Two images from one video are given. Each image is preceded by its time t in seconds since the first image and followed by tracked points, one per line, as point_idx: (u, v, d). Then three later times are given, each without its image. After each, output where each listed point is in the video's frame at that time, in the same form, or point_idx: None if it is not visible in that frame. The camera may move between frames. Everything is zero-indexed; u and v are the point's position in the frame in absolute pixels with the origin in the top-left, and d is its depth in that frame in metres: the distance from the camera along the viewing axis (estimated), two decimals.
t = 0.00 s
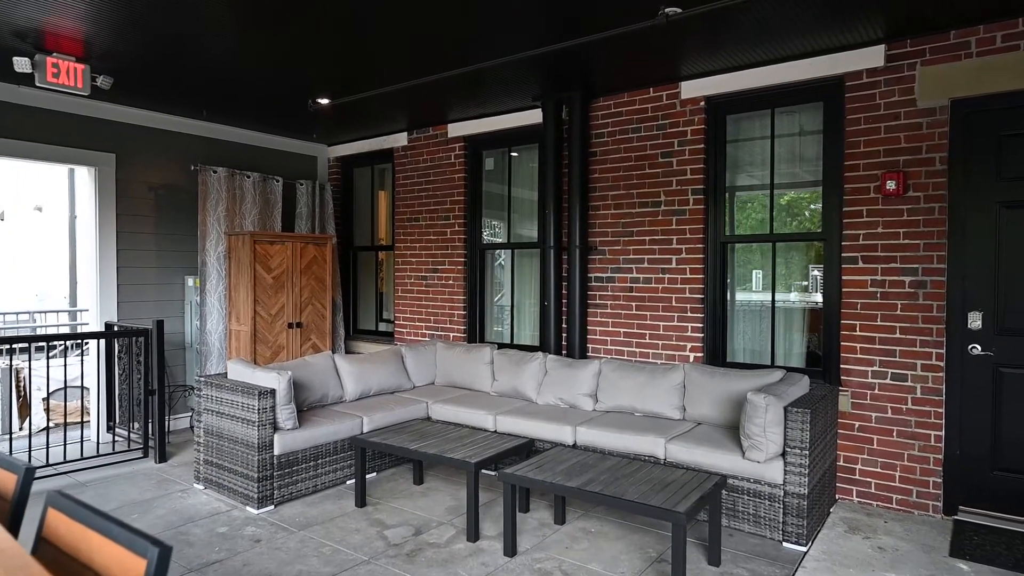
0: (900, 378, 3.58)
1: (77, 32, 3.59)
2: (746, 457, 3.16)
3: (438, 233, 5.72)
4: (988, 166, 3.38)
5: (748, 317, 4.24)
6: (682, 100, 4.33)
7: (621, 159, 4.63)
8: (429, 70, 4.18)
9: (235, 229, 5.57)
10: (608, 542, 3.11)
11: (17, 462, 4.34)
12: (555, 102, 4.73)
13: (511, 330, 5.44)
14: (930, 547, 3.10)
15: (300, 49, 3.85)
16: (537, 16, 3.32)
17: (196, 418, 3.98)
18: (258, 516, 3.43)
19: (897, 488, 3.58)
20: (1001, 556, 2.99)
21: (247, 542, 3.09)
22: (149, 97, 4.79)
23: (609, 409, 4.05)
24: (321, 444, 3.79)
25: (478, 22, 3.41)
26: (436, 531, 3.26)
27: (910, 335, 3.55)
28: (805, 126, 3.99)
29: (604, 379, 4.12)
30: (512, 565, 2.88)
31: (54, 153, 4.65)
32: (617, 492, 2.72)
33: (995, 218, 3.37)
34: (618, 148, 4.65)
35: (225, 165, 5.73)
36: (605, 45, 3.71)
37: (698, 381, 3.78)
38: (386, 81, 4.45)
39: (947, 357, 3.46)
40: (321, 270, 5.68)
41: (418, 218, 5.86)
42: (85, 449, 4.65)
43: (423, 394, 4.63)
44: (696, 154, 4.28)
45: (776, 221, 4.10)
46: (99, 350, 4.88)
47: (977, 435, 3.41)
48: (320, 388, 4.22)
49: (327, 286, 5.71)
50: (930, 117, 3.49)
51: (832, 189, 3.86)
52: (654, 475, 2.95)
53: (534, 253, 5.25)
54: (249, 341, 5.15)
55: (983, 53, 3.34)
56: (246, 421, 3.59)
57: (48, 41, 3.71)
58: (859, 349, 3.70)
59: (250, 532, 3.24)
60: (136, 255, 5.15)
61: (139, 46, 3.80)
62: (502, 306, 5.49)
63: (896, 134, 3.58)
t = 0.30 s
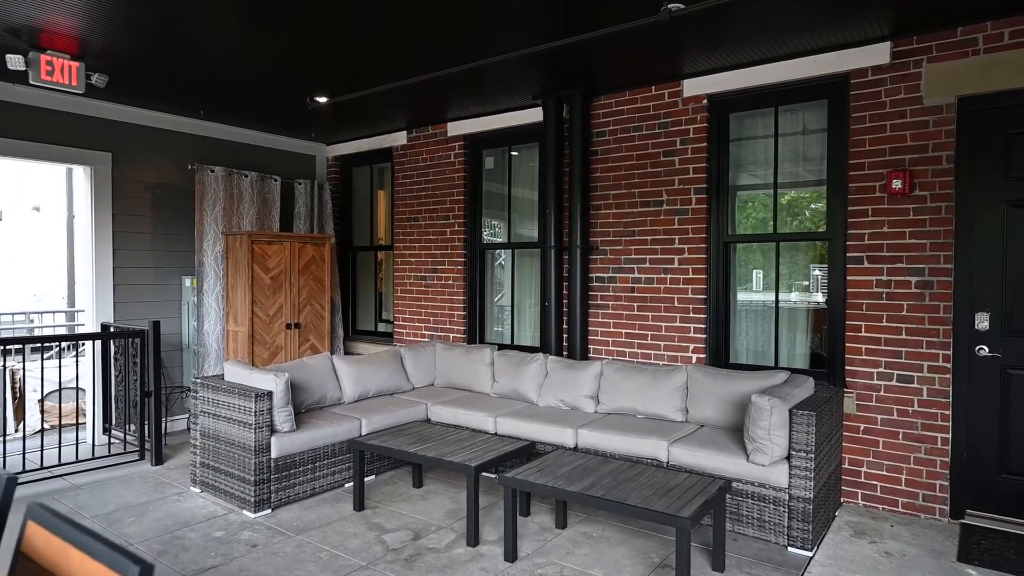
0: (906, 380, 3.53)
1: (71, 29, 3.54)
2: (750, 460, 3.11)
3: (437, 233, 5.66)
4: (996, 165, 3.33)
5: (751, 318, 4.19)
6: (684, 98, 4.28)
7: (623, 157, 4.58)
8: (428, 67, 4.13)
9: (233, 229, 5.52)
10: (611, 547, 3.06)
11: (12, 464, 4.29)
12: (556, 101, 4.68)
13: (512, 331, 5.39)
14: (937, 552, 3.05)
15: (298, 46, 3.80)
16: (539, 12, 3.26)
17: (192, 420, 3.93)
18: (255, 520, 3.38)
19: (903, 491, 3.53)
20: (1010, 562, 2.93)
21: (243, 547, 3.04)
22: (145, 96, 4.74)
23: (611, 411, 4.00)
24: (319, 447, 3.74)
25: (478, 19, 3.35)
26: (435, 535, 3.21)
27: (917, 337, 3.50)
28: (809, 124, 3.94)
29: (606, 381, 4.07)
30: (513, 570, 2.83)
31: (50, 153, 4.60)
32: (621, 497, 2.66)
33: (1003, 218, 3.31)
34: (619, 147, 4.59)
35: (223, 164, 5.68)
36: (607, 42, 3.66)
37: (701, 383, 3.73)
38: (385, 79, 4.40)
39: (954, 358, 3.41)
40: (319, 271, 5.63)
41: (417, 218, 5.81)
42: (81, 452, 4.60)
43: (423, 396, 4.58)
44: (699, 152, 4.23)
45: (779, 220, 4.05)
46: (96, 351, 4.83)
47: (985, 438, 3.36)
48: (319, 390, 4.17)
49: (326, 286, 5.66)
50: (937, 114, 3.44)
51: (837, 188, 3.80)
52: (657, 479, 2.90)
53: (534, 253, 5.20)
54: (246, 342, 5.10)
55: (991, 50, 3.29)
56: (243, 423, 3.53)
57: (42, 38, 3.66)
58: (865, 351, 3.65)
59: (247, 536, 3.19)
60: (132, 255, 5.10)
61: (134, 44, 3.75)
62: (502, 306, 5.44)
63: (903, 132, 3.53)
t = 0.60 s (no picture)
0: (912, 382, 3.48)
1: (65, 26, 3.49)
2: (755, 464, 3.06)
3: (437, 232, 5.61)
4: (1003, 164, 3.28)
5: (754, 318, 4.14)
6: (686, 96, 4.23)
7: (624, 156, 4.53)
8: (428, 65, 4.08)
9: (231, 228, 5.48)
10: (613, 551, 3.01)
11: (7, 467, 4.24)
12: (556, 99, 4.63)
13: (512, 332, 5.34)
14: (945, 557, 3.00)
15: (295, 43, 3.74)
16: (540, 8, 3.21)
17: (189, 422, 3.88)
18: (251, 524, 3.33)
19: (909, 494, 3.48)
20: (1020, 568, 2.88)
21: (240, 552, 2.99)
22: (142, 94, 4.69)
23: (613, 413, 3.95)
24: (317, 449, 3.69)
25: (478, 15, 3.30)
26: (435, 540, 3.15)
27: (923, 338, 3.45)
28: (814, 123, 3.89)
29: (608, 383, 4.02)
30: None
31: (45, 151, 4.55)
32: (623, 502, 2.61)
33: (1011, 217, 3.26)
34: (621, 145, 4.54)
35: (221, 163, 5.63)
36: (609, 39, 3.61)
37: (704, 384, 3.68)
38: (384, 77, 4.35)
39: (961, 360, 3.36)
40: (318, 271, 5.58)
41: (417, 217, 5.76)
42: (76, 454, 4.55)
43: (422, 397, 4.53)
44: (702, 152, 4.18)
45: (782, 220, 4.01)
46: (92, 352, 4.78)
47: (992, 441, 3.31)
48: (317, 392, 4.12)
49: (324, 286, 5.62)
50: (944, 113, 3.39)
51: (842, 187, 3.76)
52: (660, 483, 2.85)
53: (535, 253, 5.16)
54: (244, 343, 5.05)
55: (999, 47, 3.24)
56: (240, 426, 3.48)
57: (37, 35, 3.61)
58: (870, 352, 3.60)
59: (243, 541, 3.14)
60: (129, 255, 5.05)
61: (129, 40, 3.70)
62: (503, 306, 5.39)
63: (909, 131, 3.48)
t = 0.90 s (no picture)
0: (918, 384, 3.43)
1: (58, 22, 3.44)
2: (759, 468, 3.01)
3: (436, 232, 5.56)
4: (1010, 163, 3.23)
5: (757, 319, 4.09)
6: (689, 95, 4.18)
7: (626, 155, 4.48)
8: (427, 62, 4.03)
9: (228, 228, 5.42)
10: (615, 556, 2.97)
11: (0, 469, 4.18)
12: (557, 98, 4.58)
13: (512, 333, 5.29)
14: (952, 562, 2.95)
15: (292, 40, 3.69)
16: (541, 5, 3.16)
17: (185, 424, 3.83)
18: (248, 528, 3.28)
19: (915, 498, 3.43)
20: None
21: (235, 557, 2.94)
22: (138, 92, 4.64)
23: (614, 416, 3.91)
24: (315, 451, 3.64)
25: (477, 11, 3.25)
26: (433, 544, 3.10)
27: (929, 339, 3.40)
28: (817, 122, 3.84)
29: (609, 384, 3.97)
30: None
31: (40, 150, 4.50)
32: (626, 507, 2.56)
33: (1019, 217, 3.21)
34: (623, 144, 4.49)
35: (218, 162, 5.58)
36: (611, 36, 3.56)
37: (706, 386, 3.64)
38: (383, 74, 4.30)
39: (968, 362, 3.31)
40: (316, 271, 5.53)
41: (416, 217, 5.71)
42: (71, 456, 4.49)
43: (421, 399, 4.48)
44: (704, 151, 4.13)
45: (786, 220, 3.96)
46: (87, 353, 4.72)
47: (1000, 444, 3.27)
48: (314, 393, 4.08)
49: (322, 287, 5.56)
50: (950, 111, 3.34)
51: (847, 186, 3.71)
52: (663, 487, 2.80)
53: (535, 253, 5.11)
54: (241, 343, 4.99)
55: (1006, 44, 3.19)
56: (236, 428, 3.44)
57: (30, 32, 3.56)
58: (875, 354, 3.55)
59: (239, 545, 3.09)
60: (125, 255, 5.00)
61: (123, 37, 3.65)
62: (502, 306, 5.34)
63: (915, 129, 3.43)
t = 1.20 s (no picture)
0: (925, 386, 3.38)
1: (53, 20, 3.39)
2: (764, 471, 2.96)
3: (436, 232, 5.52)
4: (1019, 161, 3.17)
5: (761, 320, 4.05)
6: (692, 93, 4.13)
7: (628, 154, 4.43)
8: (426, 59, 3.98)
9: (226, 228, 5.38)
10: (617, 561, 2.92)
11: None
12: (558, 96, 4.53)
13: (513, 333, 5.24)
14: (961, 567, 2.90)
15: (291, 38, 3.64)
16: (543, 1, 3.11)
17: (181, 426, 3.78)
18: (245, 532, 3.23)
19: (922, 501, 3.38)
20: None
21: (232, 562, 2.89)
22: (134, 90, 4.59)
23: (616, 418, 3.86)
24: (313, 454, 3.60)
25: (477, 7, 3.20)
26: (433, 549, 3.06)
27: (936, 340, 3.35)
28: (822, 120, 3.79)
29: (611, 386, 3.93)
30: None
31: (36, 149, 4.45)
32: (629, 512, 2.52)
33: None
34: (625, 143, 4.45)
35: (216, 161, 5.54)
36: (613, 33, 3.51)
37: (710, 388, 3.59)
38: (383, 72, 4.25)
39: (976, 363, 3.26)
40: (315, 271, 5.49)
41: (416, 216, 5.67)
42: (67, 458, 4.45)
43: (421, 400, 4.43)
44: (707, 149, 4.08)
45: (790, 219, 3.91)
46: (83, 354, 4.68)
47: (1007, 446, 3.22)
48: (313, 395, 4.03)
49: (321, 287, 5.52)
50: (958, 109, 3.29)
51: (851, 185, 3.66)
52: (667, 491, 2.75)
53: (535, 253, 5.06)
54: (239, 344, 4.95)
55: (1014, 41, 3.15)
56: (233, 431, 3.39)
57: (25, 28, 3.51)
58: (881, 355, 3.50)
59: (236, 550, 3.04)
60: (122, 255, 4.95)
61: (119, 34, 3.60)
62: (503, 307, 5.29)
63: (922, 127, 3.38)
